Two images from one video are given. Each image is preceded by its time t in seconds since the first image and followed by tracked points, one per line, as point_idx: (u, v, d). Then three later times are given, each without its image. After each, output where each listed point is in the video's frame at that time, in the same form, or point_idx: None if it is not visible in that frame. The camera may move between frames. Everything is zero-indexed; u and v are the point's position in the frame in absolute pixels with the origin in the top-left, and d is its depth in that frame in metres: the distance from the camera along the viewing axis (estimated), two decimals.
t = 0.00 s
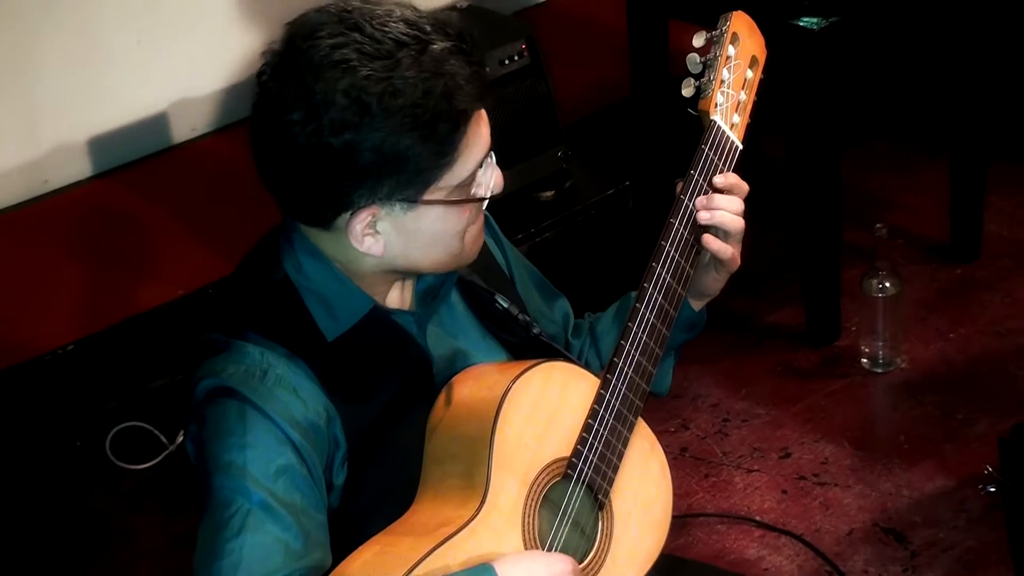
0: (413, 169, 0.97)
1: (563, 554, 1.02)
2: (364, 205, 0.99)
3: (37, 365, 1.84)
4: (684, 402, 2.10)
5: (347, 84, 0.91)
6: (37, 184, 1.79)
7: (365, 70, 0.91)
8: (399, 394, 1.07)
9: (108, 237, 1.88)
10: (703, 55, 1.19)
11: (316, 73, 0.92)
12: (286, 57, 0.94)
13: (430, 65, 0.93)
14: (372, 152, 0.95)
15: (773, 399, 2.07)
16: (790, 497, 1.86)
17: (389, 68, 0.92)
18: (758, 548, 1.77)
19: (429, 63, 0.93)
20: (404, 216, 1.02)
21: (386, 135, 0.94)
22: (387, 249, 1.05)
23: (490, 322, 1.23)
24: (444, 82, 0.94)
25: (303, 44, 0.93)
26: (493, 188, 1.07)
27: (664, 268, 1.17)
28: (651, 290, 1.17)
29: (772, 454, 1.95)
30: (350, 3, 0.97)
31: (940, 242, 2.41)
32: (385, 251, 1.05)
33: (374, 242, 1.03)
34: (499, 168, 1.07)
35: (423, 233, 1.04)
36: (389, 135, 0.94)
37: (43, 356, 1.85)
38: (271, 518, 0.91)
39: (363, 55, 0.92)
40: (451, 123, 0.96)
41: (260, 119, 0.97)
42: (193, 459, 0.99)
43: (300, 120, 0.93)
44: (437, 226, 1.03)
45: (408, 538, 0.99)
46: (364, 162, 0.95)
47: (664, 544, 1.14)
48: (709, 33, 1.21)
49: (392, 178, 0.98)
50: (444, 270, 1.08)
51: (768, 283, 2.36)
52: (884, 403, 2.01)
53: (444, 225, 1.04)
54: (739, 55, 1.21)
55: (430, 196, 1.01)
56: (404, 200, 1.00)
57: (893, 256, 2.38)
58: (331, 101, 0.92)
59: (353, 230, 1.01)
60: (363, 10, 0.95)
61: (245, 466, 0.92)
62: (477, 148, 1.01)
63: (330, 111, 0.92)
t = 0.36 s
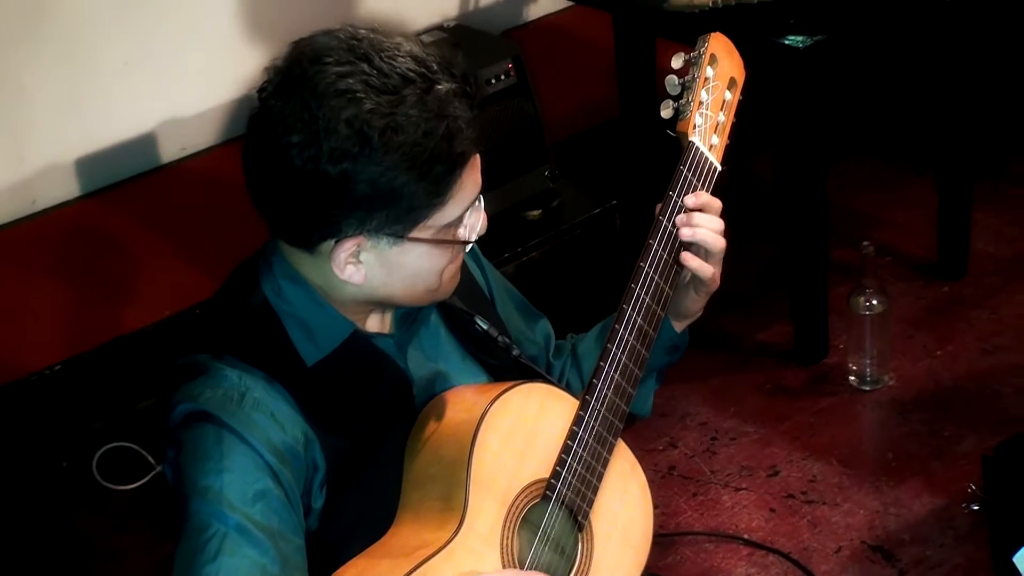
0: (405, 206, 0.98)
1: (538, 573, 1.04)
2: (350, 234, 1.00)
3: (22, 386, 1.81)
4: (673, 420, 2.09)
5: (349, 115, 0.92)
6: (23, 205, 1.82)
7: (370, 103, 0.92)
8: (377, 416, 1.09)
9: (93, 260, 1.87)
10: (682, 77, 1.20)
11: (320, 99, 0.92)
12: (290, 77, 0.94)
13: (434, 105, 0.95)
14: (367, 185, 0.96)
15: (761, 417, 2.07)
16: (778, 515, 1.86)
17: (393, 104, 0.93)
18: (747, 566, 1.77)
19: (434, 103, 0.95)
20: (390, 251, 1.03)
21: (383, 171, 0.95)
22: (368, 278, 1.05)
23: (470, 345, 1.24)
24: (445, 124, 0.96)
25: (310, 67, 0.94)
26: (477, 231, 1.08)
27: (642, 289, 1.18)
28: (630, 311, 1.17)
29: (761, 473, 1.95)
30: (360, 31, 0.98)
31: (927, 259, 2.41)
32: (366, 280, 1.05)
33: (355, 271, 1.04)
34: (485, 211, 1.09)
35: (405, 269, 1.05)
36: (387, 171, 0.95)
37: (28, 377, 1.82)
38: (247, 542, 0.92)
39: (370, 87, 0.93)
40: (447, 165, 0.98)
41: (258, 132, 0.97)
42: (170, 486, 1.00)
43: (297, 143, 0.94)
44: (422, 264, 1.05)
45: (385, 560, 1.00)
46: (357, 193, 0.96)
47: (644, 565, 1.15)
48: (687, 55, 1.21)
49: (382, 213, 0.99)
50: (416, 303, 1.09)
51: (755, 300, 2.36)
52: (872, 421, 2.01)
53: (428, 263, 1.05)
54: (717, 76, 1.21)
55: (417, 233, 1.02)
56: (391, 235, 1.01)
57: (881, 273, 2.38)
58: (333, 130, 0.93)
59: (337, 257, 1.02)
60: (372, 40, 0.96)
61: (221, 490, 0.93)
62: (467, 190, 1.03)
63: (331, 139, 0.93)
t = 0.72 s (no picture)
0: (367, 215, 1.00)
1: None
2: (316, 247, 1.02)
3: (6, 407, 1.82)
4: (659, 437, 2.10)
5: (301, 127, 0.94)
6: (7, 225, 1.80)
7: (320, 114, 0.94)
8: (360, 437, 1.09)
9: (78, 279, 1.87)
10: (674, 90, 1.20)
11: (271, 114, 0.94)
12: (244, 96, 0.96)
13: (387, 110, 0.96)
14: (326, 197, 0.97)
15: (746, 434, 2.07)
16: (764, 532, 1.86)
17: (344, 113, 0.94)
18: None
19: (386, 108, 0.96)
20: (358, 259, 1.05)
21: (340, 179, 0.96)
22: (341, 290, 1.07)
23: (454, 363, 1.25)
24: (399, 128, 0.97)
25: (261, 84, 0.95)
26: (449, 234, 1.09)
27: (630, 306, 1.18)
28: (617, 330, 1.18)
29: (746, 490, 1.95)
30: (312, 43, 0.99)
31: (912, 274, 2.42)
32: (339, 292, 1.07)
33: (326, 283, 1.06)
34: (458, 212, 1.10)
35: (377, 277, 1.07)
36: (343, 179, 0.96)
37: (12, 397, 1.82)
38: (222, 563, 0.94)
39: (319, 98, 0.94)
40: (406, 169, 0.99)
41: (218, 159, 0.99)
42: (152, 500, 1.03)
43: (253, 159, 0.96)
44: (392, 270, 1.06)
45: None
46: (317, 205, 0.98)
47: None
48: (680, 68, 1.22)
49: (344, 224, 1.01)
50: (395, 313, 1.11)
51: (741, 317, 2.37)
52: (857, 437, 2.02)
53: (400, 270, 1.07)
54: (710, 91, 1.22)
55: (386, 239, 1.04)
56: (358, 244, 1.03)
57: (865, 289, 2.39)
58: (285, 143, 0.94)
59: (306, 270, 1.04)
60: (322, 51, 0.97)
61: (198, 512, 0.95)
62: (434, 193, 1.04)
63: (283, 152, 0.94)
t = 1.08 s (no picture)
0: (348, 260, 1.00)
1: None
2: (295, 288, 1.03)
3: None
4: (647, 451, 2.10)
5: (283, 170, 0.94)
6: None
7: (304, 158, 0.94)
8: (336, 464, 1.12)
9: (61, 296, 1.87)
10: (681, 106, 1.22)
11: (255, 154, 0.94)
12: (229, 132, 0.96)
13: (372, 156, 0.96)
14: (307, 240, 0.97)
15: (733, 448, 2.07)
16: (750, 546, 1.86)
17: (328, 158, 0.94)
18: None
19: (371, 154, 0.96)
20: (338, 300, 1.05)
21: (321, 225, 0.96)
22: (321, 326, 1.08)
23: (442, 388, 1.28)
24: (383, 174, 0.96)
25: (245, 121, 0.95)
26: (434, 273, 1.10)
27: (621, 334, 1.20)
28: (606, 358, 1.20)
29: (732, 503, 1.95)
30: (301, 79, 0.99)
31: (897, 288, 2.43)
32: (319, 328, 1.08)
33: (306, 320, 1.07)
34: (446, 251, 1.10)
35: (356, 316, 1.07)
36: (325, 223, 0.96)
37: None
38: None
39: (304, 140, 0.94)
40: (389, 216, 0.99)
41: (200, 192, 0.99)
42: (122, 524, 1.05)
43: (234, 197, 0.96)
44: (373, 310, 1.07)
45: None
46: (298, 247, 0.98)
47: None
48: (689, 82, 1.23)
49: (324, 268, 1.01)
50: (377, 349, 1.11)
51: (727, 331, 2.37)
52: (842, 451, 2.03)
53: (381, 310, 1.07)
54: (717, 105, 1.22)
55: (367, 283, 1.05)
56: (339, 287, 1.03)
57: (850, 302, 2.41)
58: (266, 185, 0.94)
59: (286, 308, 1.05)
60: (310, 90, 0.97)
61: (160, 547, 0.97)
62: (417, 239, 1.04)
63: (264, 194, 0.94)
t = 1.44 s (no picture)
0: (359, 317, 1.00)
1: None
2: (304, 342, 1.05)
3: None
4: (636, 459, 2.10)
5: (301, 226, 0.92)
6: None
7: (323, 216, 0.92)
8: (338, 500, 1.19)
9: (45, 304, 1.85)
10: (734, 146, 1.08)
11: (275, 205, 0.93)
12: (251, 173, 0.95)
13: (394, 221, 0.95)
14: (318, 296, 0.97)
15: (722, 456, 2.08)
16: (738, 553, 1.86)
17: (348, 218, 0.93)
18: None
19: (393, 218, 0.95)
20: (347, 352, 1.08)
21: (335, 285, 0.96)
22: (330, 372, 1.11)
23: (456, 425, 1.34)
24: (403, 241, 0.95)
25: (270, 167, 0.94)
26: (453, 328, 1.11)
27: (644, 394, 1.15)
28: (625, 418, 1.16)
29: (721, 511, 1.95)
30: (331, 130, 0.98)
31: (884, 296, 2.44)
32: (329, 373, 1.11)
33: (314, 366, 1.09)
34: (465, 304, 1.12)
35: (365, 367, 1.10)
36: (337, 283, 0.95)
37: None
38: None
39: (325, 197, 0.93)
40: (403, 279, 0.98)
41: (218, 226, 0.99)
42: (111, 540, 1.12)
43: (250, 241, 0.95)
44: (383, 365, 1.10)
45: None
46: (309, 301, 0.97)
47: None
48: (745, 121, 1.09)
49: (332, 326, 1.01)
50: (383, 394, 1.15)
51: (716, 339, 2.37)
52: (830, 458, 2.03)
53: (390, 365, 1.10)
54: (774, 152, 1.08)
55: (379, 341, 1.07)
56: (348, 344, 1.05)
57: (836, 310, 2.42)
58: (283, 237, 0.93)
59: (296, 357, 1.07)
60: (339, 145, 0.96)
61: None
62: (433, 302, 1.05)
63: (280, 245, 0.94)
